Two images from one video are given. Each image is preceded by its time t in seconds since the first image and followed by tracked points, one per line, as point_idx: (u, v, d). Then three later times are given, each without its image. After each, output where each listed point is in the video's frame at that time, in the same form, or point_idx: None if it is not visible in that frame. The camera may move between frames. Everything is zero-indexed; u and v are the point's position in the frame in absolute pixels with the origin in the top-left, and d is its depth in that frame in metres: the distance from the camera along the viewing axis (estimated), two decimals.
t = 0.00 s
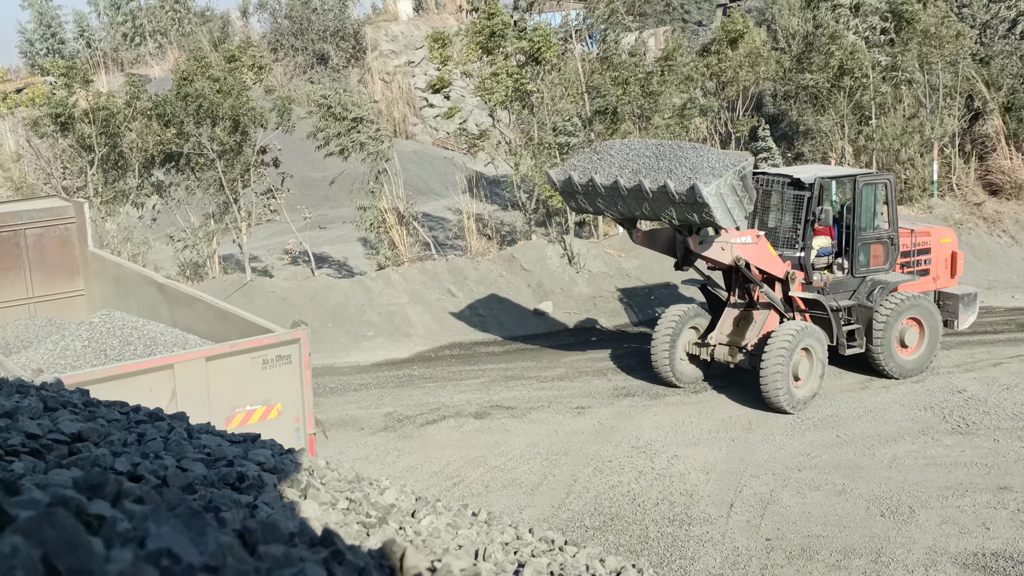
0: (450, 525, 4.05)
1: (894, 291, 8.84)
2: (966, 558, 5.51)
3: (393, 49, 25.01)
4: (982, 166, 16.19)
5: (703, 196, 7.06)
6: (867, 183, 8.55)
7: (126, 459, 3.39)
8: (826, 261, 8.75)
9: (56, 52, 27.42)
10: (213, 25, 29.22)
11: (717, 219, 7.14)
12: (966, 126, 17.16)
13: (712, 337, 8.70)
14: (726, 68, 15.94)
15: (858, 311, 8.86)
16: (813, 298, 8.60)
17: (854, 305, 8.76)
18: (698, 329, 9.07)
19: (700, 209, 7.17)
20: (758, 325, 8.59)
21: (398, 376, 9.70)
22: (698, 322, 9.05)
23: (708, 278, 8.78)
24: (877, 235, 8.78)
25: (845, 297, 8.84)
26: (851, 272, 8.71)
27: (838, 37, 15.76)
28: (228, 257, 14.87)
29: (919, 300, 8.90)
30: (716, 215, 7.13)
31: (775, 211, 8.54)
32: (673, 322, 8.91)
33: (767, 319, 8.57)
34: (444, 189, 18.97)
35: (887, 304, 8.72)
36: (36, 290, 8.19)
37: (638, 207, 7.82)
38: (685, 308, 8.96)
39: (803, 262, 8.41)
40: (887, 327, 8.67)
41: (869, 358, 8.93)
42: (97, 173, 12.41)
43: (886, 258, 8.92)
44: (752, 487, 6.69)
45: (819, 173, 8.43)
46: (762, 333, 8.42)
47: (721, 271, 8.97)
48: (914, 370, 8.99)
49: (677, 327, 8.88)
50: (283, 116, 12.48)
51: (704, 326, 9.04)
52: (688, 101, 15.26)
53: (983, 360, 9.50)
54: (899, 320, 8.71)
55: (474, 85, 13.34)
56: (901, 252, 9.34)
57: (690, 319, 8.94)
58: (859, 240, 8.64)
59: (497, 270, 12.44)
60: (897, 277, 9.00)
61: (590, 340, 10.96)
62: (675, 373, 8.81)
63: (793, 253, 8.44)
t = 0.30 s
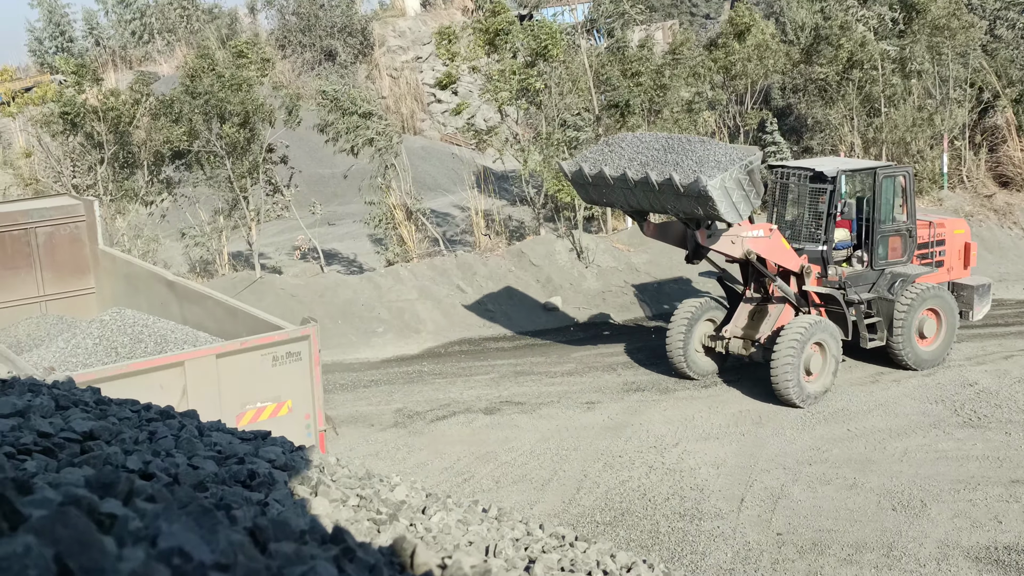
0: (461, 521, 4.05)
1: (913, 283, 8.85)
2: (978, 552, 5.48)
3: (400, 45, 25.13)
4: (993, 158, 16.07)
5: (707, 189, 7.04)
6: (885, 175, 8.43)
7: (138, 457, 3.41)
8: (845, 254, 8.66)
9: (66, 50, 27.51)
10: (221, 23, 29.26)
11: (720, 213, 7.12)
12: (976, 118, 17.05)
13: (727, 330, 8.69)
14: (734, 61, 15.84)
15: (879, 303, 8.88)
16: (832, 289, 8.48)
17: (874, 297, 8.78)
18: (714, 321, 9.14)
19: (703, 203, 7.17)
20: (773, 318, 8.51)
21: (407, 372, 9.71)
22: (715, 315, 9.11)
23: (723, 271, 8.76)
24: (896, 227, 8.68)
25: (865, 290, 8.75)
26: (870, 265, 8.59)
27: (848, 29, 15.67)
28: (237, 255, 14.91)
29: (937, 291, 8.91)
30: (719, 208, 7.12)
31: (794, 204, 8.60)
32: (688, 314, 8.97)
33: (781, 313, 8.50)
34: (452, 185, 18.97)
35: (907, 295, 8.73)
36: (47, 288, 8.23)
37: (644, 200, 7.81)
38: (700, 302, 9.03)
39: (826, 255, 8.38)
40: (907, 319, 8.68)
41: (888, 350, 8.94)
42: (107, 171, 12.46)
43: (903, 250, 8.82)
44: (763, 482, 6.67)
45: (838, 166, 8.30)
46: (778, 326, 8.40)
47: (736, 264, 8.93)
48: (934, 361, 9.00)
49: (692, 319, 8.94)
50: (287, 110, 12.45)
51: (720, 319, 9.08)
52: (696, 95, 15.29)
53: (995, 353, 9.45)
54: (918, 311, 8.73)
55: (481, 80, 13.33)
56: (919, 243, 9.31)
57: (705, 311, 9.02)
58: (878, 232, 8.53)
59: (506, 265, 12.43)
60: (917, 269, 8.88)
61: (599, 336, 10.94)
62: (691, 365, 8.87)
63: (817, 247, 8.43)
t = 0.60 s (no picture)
0: (459, 516, 4.05)
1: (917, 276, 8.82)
2: (976, 546, 5.49)
3: (399, 40, 25.72)
4: (992, 153, 16.07)
5: (695, 184, 7.09)
6: (890, 169, 8.41)
7: (136, 453, 3.41)
8: (848, 249, 8.70)
9: (64, 45, 27.46)
10: (219, 18, 29.21)
11: (710, 208, 7.17)
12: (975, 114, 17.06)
13: (728, 323, 8.72)
14: (733, 56, 15.80)
15: (884, 297, 8.79)
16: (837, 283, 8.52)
17: (880, 292, 8.73)
18: (717, 315, 9.14)
19: (694, 198, 7.21)
20: (773, 313, 8.59)
21: (407, 367, 9.71)
22: (717, 308, 9.12)
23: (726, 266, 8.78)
24: (899, 222, 8.70)
25: (869, 283, 8.75)
26: (875, 260, 8.63)
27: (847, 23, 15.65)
28: (236, 251, 14.90)
29: (942, 285, 8.91)
30: (709, 204, 7.18)
31: (797, 199, 8.55)
32: (690, 308, 8.98)
33: (781, 309, 8.57)
34: (451, 180, 18.96)
35: (912, 289, 8.71)
36: (46, 285, 8.22)
37: (636, 194, 7.86)
38: (702, 296, 9.03)
39: (834, 250, 8.35)
40: (912, 313, 8.66)
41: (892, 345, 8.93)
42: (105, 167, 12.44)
43: (905, 244, 8.86)
44: (762, 477, 6.67)
45: (844, 161, 8.29)
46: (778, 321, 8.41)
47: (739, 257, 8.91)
48: (937, 355, 9.00)
49: (694, 312, 8.94)
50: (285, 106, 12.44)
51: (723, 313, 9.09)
52: (694, 91, 15.29)
53: (994, 348, 9.45)
54: (923, 305, 8.69)
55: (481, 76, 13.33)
56: (923, 237, 9.34)
57: (708, 305, 9.03)
58: (882, 227, 8.55)
59: (505, 260, 12.42)
60: (919, 262, 8.94)
61: (598, 331, 10.94)
62: (692, 359, 8.89)
63: (824, 242, 8.38)
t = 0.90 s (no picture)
0: (458, 518, 4.05)
1: (919, 276, 8.85)
2: (974, 547, 5.50)
3: (396, 41, 25.87)
4: (988, 154, 16.11)
5: (678, 184, 7.15)
6: (888, 169, 8.42)
7: (134, 454, 3.40)
8: (849, 250, 8.69)
9: (60, 46, 27.42)
10: (216, 18, 29.20)
11: (693, 207, 7.24)
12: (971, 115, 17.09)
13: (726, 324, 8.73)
14: (730, 57, 15.79)
15: (886, 298, 8.81)
16: (840, 283, 8.53)
17: (882, 292, 8.74)
18: (716, 315, 9.14)
19: (677, 197, 7.27)
20: (770, 313, 8.58)
21: (404, 368, 9.70)
22: (717, 308, 9.12)
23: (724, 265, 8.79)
24: (898, 222, 8.71)
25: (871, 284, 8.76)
26: (875, 260, 8.63)
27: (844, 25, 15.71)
28: (234, 252, 14.88)
29: (943, 285, 8.95)
30: (691, 202, 7.23)
31: (796, 199, 8.55)
32: (689, 308, 8.99)
33: (779, 309, 8.56)
34: (449, 181, 18.95)
35: (913, 289, 8.74)
36: (43, 285, 8.20)
37: (623, 192, 7.93)
38: (701, 296, 9.02)
39: (836, 252, 8.35)
40: (913, 313, 8.69)
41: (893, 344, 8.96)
42: (102, 167, 12.42)
43: (904, 244, 8.86)
44: (759, 477, 6.68)
45: (845, 162, 8.28)
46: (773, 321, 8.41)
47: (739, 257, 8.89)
48: (937, 355, 9.03)
49: (693, 312, 8.96)
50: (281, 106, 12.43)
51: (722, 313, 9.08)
52: (693, 92, 15.29)
53: (991, 348, 9.47)
54: (923, 305, 8.73)
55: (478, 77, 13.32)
56: (922, 236, 9.37)
57: (707, 305, 9.04)
58: (883, 227, 8.56)
59: (503, 261, 12.42)
60: (919, 262, 8.94)
61: (596, 331, 10.94)
62: (691, 358, 8.92)
63: (826, 244, 8.36)
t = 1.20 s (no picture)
0: (459, 527, 4.05)
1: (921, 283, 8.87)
2: (976, 555, 5.49)
3: (397, 49, 26.34)
4: (988, 161, 16.12)
5: (661, 185, 7.30)
6: (891, 176, 8.40)
7: (135, 464, 3.40)
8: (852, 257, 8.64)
9: (62, 56, 27.53)
10: (218, 28, 29.35)
11: (677, 208, 7.38)
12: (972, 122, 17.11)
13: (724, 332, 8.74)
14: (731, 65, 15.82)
15: (891, 305, 8.84)
16: (846, 290, 8.54)
17: (887, 300, 8.76)
18: (717, 323, 9.16)
19: (661, 198, 7.41)
20: (768, 321, 8.56)
21: (406, 377, 9.70)
22: (717, 316, 9.14)
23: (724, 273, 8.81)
24: (900, 229, 8.71)
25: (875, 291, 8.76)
26: (877, 267, 8.61)
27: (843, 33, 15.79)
28: (235, 261, 14.91)
29: (944, 294, 9.01)
30: (677, 205, 7.39)
31: (797, 208, 8.56)
32: (689, 315, 9.01)
33: (777, 317, 8.54)
34: (450, 189, 18.99)
35: (917, 296, 8.78)
36: (44, 295, 8.22)
37: (610, 196, 8.07)
38: (701, 304, 9.06)
39: (843, 260, 8.33)
40: (918, 321, 8.74)
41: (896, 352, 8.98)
42: (104, 176, 12.46)
43: (906, 251, 8.86)
44: (761, 486, 6.67)
45: (850, 169, 8.24)
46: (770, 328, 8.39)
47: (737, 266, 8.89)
48: (939, 362, 9.07)
49: (693, 320, 8.98)
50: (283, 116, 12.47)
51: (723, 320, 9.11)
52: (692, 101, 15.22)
53: (992, 356, 9.46)
54: (928, 312, 8.79)
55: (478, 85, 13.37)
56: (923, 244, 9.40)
57: (708, 313, 9.06)
58: (886, 235, 8.55)
59: (504, 269, 12.44)
60: (921, 269, 8.93)
61: (597, 339, 10.93)
62: (690, 365, 8.94)
63: (833, 251, 8.34)
